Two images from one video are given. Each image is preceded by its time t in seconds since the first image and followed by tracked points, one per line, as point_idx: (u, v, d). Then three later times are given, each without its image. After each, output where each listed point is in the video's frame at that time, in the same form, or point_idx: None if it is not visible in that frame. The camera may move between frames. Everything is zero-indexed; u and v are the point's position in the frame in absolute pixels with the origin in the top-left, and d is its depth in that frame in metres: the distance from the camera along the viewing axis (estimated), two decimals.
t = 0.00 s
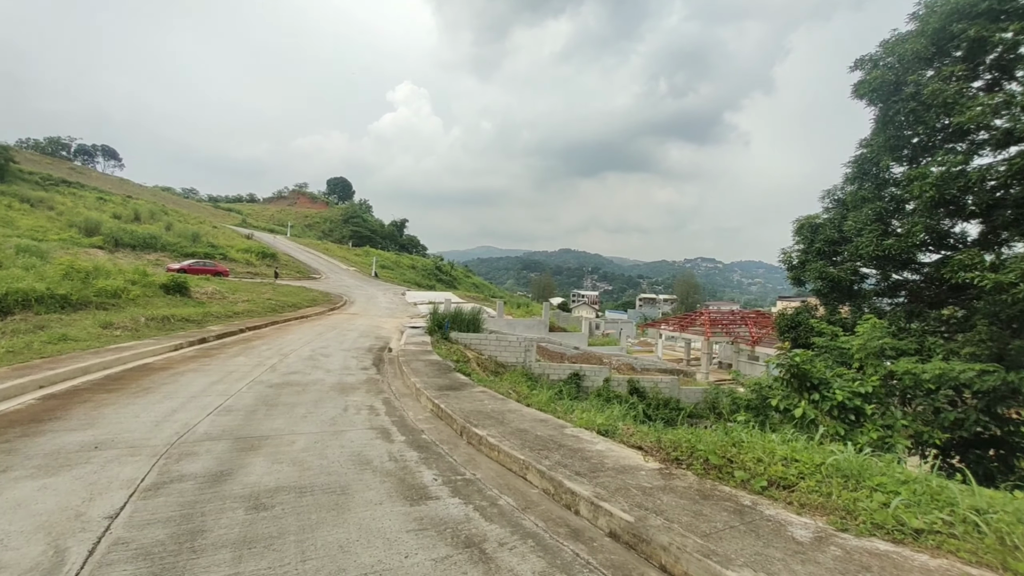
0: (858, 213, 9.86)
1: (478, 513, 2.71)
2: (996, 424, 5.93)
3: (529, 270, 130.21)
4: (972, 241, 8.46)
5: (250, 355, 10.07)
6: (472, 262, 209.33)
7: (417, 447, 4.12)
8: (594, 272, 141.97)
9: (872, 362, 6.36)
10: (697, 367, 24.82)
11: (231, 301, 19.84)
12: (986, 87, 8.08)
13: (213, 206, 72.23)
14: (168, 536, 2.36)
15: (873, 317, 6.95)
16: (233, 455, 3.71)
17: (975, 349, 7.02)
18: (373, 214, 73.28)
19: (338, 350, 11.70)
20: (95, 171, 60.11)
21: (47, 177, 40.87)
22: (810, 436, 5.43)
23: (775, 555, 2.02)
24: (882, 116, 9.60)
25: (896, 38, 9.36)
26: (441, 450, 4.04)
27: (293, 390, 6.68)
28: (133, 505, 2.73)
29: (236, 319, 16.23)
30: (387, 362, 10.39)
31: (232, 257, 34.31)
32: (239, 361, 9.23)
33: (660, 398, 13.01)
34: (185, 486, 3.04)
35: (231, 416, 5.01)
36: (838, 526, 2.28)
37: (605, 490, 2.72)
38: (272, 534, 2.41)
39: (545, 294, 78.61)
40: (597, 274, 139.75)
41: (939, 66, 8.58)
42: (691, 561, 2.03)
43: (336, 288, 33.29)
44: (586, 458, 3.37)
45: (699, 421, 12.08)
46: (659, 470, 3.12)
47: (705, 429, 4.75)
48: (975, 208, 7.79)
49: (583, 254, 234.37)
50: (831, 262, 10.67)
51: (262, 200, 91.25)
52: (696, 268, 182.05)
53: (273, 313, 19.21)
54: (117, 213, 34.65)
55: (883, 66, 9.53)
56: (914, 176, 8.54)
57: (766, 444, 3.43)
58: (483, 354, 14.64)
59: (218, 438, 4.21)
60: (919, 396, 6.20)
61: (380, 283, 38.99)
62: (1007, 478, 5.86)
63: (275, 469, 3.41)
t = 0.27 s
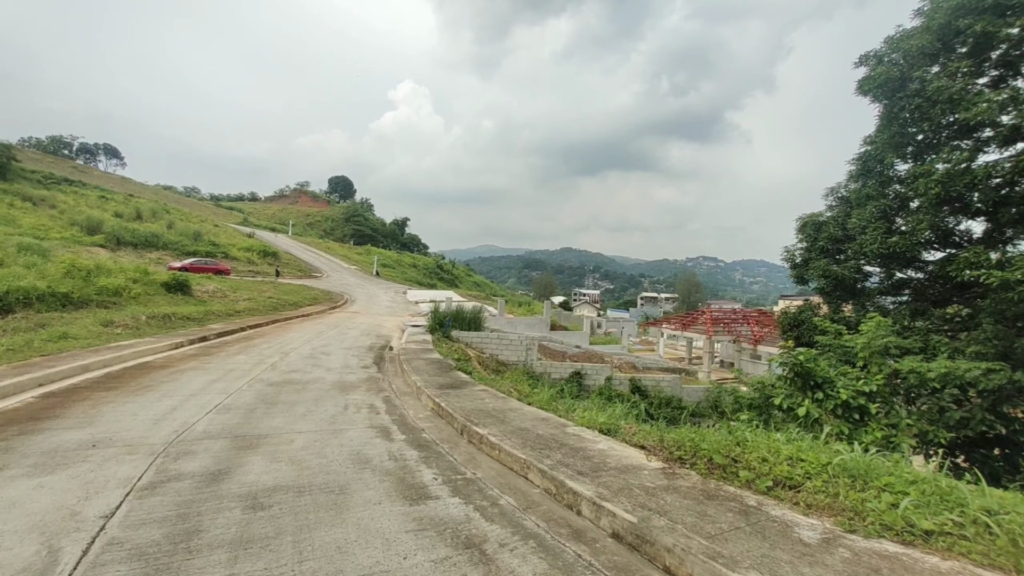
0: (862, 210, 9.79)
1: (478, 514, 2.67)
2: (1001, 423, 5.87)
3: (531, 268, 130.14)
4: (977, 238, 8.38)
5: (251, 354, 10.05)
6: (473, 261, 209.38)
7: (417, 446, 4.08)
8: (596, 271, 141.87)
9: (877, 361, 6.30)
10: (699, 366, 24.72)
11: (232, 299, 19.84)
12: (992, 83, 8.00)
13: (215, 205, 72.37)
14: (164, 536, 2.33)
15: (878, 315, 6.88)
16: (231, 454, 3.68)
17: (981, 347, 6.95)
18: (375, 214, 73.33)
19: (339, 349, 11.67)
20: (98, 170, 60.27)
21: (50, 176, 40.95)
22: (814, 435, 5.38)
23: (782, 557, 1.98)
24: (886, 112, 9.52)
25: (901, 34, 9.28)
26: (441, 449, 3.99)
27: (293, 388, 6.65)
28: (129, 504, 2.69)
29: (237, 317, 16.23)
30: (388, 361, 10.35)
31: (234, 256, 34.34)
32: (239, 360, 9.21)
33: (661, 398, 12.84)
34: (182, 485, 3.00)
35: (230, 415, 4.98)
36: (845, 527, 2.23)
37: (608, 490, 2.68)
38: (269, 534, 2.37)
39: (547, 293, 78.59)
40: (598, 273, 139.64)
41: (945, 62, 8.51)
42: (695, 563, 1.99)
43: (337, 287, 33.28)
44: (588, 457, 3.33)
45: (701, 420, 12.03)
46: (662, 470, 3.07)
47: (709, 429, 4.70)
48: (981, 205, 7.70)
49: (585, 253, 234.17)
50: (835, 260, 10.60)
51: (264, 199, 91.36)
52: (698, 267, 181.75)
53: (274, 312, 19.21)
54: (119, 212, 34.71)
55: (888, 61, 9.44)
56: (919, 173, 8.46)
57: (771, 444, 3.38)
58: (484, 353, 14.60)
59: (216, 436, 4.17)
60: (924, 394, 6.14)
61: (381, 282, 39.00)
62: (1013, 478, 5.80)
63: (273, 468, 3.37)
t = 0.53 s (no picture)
0: (868, 207, 9.68)
1: (479, 516, 2.59)
2: (1010, 423, 5.77)
3: (532, 266, 130.05)
4: (985, 235, 8.27)
5: (251, 351, 10.00)
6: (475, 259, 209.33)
7: (417, 445, 4.00)
8: (598, 269, 141.70)
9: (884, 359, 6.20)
10: (701, 364, 24.65)
11: (233, 297, 19.81)
12: (1002, 78, 7.88)
13: (217, 202, 72.41)
14: (155, 539, 2.25)
15: (884, 313, 6.78)
16: (227, 453, 3.61)
17: (989, 346, 6.85)
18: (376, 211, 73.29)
19: (339, 346, 11.61)
20: (99, 167, 60.33)
21: (52, 173, 41.00)
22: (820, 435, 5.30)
23: (795, 564, 1.90)
24: (893, 108, 9.40)
25: (909, 28, 9.15)
26: (441, 448, 3.92)
27: (293, 386, 6.59)
28: (121, 505, 2.63)
29: (238, 315, 16.18)
30: (389, 358, 10.30)
31: (235, 253, 34.33)
32: (239, 357, 9.15)
33: (664, 396, 12.73)
34: (177, 486, 2.93)
35: (228, 413, 4.91)
36: (860, 532, 2.15)
37: (613, 493, 2.60)
38: (263, 537, 2.29)
39: (548, 291, 78.52)
40: (600, 271, 139.48)
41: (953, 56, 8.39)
42: (705, 570, 1.91)
43: (338, 284, 33.25)
44: (591, 458, 3.25)
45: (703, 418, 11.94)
46: (668, 471, 2.99)
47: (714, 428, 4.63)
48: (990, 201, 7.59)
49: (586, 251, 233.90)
50: (840, 257, 10.50)
51: (266, 196, 91.40)
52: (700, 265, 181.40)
53: (275, 309, 19.17)
54: (120, 209, 34.73)
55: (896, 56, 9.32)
56: (927, 169, 8.34)
57: (780, 445, 3.30)
58: (486, 351, 14.54)
59: (213, 435, 4.10)
60: (931, 394, 6.05)
61: (383, 279, 38.95)
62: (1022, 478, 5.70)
63: (270, 468, 3.30)
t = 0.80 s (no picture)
0: (877, 202, 9.52)
1: (476, 519, 2.51)
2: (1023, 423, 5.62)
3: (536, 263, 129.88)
4: (997, 231, 8.10)
5: (253, 349, 9.96)
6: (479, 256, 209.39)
7: (415, 445, 3.92)
8: (602, 266, 141.44)
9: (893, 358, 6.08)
10: (705, 362, 24.51)
11: (237, 294, 19.83)
12: (1015, 69, 7.71)
13: (222, 200, 72.68)
14: (142, 542, 2.19)
15: (894, 310, 6.64)
16: (222, 453, 3.55)
17: (1002, 343, 6.69)
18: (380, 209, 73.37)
19: (342, 344, 11.57)
20: (105, 166, 60.66)
21: (58, 172, 41.23)
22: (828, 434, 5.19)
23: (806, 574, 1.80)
24: (903, 101, 9.23)
25: (920, 19, 8.96)
26: (440, 448, 3.84)
27: (293, 384, 6.53)
28: (110, 507, 2.56)
29: (241, 312, 16.19)
30: (391, 356, 10.25)
31: (240, 251, 34.42)
32: (241, 355, 9.12)
33: (668, 394, 12.61)
34: (168, 486, 2.87)
35: (226, 411, 4.86)
36: (874, 539, 2.05)
37: (614, 496, 2.51)
38: (252, 541, 2.22)
39: (552, 288, 78.41)
40: (604, 269, 139.17)
41: (965, 47, 8.21)
42: None
43: (342, 282, 33.28)
44: (593, 458, 3.16)
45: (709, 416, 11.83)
46: (672, 473, 2.90)
47: (720, 427, 4.54)
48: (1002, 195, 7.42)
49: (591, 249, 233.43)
50: (848, 254, 10.35)
51: (270, 194, 91.70)
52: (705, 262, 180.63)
53: (278, 307, 19.18)
54: (126, 208, 34.88)
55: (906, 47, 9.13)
56: (938, 163, 8.17)
57: (787, 446, 3.20)
58: (489, 348, 14.46)
59: (209, 434, 4.04)
60: (942, 393, 5.92)
61: (386, 277, 38.99)
62: None
63: (265, 468, 3.24)
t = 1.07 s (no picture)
0: (886, 199, 9.31)
1: (461, 525, 2.42)
2: None
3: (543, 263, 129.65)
4: (1011, 227, 7.87)
5: (255, 348, 9.96)
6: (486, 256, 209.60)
7: (407, 446, 3.84)
8: (609, 266, 140.91)
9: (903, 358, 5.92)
10: (713, 362, 24.26)
11: (243, 294, 19.93)
12: None
13: (231, 201, 73.33)
14: (115, 547, 2.13)
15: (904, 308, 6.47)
16: (211, 454, 3.50)
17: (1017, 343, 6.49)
18: (387, 209, 73.58)
19: (344, 343, 11.55)
20: (117, 168, 61.42)
21: (69, 173, 41.75)
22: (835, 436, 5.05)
23: None
24: (913, 94, 9.00)
25: (930, 10, 8.73)
26: (433, 450, 3.76)
27: (291, 383, 6.49)
28: (89, 509, 2.51)
29: (246, 312, 16.25)
30: (393, 355, 10.20)
31: (247, 251, 34.64)
32: (242, 354, 9.12)
33: (673, 394, 12.44)
34: (151, 488, 2.82)
35: (220, 411, 4.81)
36: (876, 549, 1.94)
37: (605, 501, 2.41)
38: (228, 547, 2.15)
39: (559, 287, 78.28)
40: (611, 268, 138.58)
41: (977, 38, 7.98)
42: None
43: (349, 282, 33.38)
44: (586, 461, 3.07)
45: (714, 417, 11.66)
46: (667, 477, 2.80)
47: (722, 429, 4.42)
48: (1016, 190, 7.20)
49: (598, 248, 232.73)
50: (857, 251, 10.14)
51: (279, 195, 92.35)
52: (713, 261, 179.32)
53: (284, 306, 19.24)
54: (136, 208, 35.24)
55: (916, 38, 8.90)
56: (950, 157, 7.95)
57: (789, 449, 3.08)
58: (492, 348, 14.38)
59: (200, 434, 3.99)
60: (954, 393, 5.74)
61: (393, 277, 39.06)
62: None
63: (251, 469, 3.18)
